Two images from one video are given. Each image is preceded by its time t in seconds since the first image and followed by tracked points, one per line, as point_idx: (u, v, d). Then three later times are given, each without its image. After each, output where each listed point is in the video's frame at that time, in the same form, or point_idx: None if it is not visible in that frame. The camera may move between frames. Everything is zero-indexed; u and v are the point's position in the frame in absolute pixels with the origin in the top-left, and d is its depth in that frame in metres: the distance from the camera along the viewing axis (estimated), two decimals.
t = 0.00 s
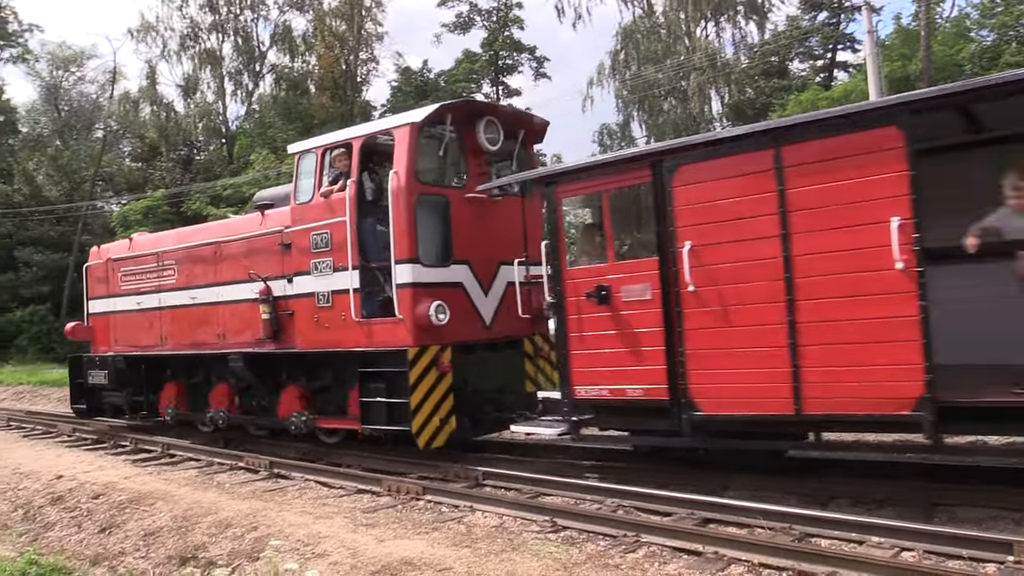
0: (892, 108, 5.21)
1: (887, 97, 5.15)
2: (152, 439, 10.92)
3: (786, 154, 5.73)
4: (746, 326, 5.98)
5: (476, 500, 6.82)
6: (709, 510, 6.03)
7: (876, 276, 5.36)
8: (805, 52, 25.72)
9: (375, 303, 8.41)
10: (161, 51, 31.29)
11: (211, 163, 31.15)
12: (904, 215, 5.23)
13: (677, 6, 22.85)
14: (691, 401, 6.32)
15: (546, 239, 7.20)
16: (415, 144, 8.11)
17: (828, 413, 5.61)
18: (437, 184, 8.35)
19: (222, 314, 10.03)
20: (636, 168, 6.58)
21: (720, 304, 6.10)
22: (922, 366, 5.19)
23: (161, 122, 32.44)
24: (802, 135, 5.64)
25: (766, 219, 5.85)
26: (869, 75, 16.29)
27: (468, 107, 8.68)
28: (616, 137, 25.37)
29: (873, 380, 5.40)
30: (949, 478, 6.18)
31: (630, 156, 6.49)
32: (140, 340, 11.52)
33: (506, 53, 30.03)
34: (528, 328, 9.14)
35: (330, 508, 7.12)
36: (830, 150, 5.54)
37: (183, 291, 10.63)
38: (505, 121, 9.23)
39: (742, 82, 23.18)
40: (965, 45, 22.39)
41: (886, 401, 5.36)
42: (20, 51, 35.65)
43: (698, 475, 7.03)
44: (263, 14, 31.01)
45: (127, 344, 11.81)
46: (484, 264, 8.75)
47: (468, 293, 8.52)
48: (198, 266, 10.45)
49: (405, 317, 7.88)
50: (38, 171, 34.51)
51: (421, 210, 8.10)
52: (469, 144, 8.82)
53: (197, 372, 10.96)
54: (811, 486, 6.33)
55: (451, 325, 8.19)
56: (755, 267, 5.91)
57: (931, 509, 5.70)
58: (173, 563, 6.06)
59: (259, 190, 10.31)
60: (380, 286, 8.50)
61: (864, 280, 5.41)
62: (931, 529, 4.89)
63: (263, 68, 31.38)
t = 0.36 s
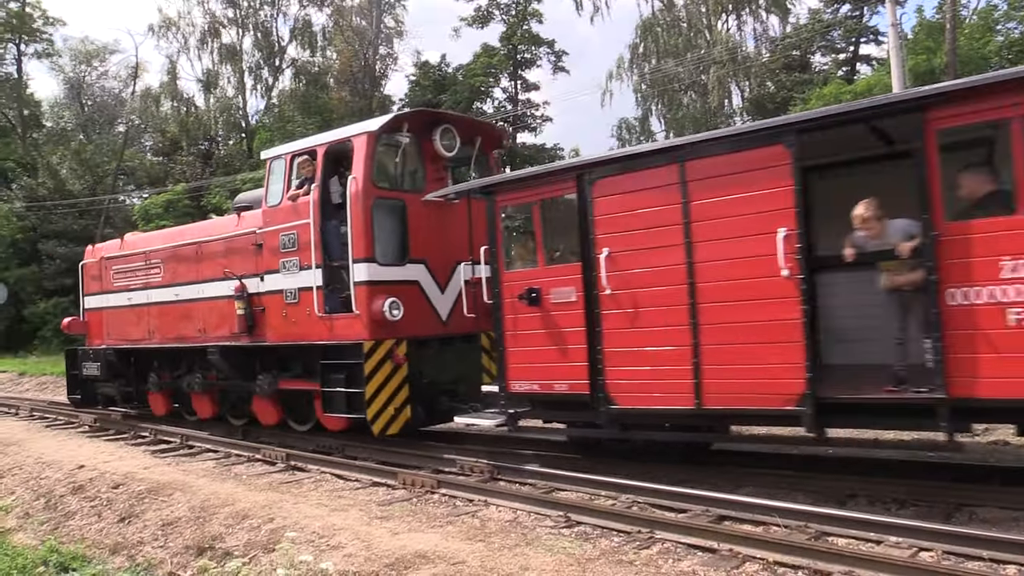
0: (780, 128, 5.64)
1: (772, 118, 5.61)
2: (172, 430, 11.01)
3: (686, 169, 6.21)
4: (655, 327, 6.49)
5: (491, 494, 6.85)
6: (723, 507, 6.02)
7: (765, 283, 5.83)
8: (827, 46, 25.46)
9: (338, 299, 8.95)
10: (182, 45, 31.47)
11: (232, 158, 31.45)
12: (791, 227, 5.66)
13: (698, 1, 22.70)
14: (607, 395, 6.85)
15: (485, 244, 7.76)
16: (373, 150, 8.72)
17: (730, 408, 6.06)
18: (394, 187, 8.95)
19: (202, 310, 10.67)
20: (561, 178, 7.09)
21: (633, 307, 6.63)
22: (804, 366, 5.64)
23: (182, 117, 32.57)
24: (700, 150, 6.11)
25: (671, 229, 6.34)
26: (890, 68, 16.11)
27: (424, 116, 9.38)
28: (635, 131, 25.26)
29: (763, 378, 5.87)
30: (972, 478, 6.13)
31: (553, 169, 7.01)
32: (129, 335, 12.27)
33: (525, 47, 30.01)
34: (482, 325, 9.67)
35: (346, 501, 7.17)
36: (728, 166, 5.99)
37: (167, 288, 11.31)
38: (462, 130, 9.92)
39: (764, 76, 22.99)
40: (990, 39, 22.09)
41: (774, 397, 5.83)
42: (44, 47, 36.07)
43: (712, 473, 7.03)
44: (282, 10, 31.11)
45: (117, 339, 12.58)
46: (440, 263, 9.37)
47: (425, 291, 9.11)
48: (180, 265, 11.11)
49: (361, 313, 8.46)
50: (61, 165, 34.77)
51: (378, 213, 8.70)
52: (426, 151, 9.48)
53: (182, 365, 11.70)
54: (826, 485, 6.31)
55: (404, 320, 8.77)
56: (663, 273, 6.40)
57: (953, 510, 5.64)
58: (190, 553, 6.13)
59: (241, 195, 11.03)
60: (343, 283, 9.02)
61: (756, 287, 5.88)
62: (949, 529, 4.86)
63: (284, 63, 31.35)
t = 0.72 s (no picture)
0: (683, 151, 6.36)
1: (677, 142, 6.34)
2: (192, 426, 11.08)
3: (608, 185, 6.95)
4: (581, 329, 7.24)
5: (508, 493, 6.83)
6: (741, 509, 5.96)
7: (674, 290, 6.58)
8: (851, 45, 25.17)
9: (308, 300, 9.64)
10: (206, 44, 31.68)
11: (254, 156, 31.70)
12: (694, 240, 6.39)
13: None
14: (540, 393, 7.60)
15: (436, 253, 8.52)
16: (339, 162, 9.38)
17: (646, 404, 6.80)
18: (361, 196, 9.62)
19: (190, 309, 11.29)
20: (499, 191, 7.80)
21: (562, 310, 7.38)
22: (705, 366, 6.37)
23: (205, 115, 32.83)
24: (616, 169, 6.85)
25: (593, 241, 7.09)
26: (916, 67, 15.91)
27: (391, 129, 10.01)
28: (657, 131, 25.13)
29: (673, 375, 6.60)
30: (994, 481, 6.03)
31: (493, 183, 7.71)
32: (125, 332, 12.90)
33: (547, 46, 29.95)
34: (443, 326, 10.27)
35: (363, 498, 7.18)
36: (642, 184, 6.72)
37: (160, 288, 11.92)
38: (427, 142, 10.58)
39: (787, 74, 22.77)
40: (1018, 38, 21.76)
41: (681, 394, 6.56)
42: (70, 45, 36.44)
43: (731, 473, 6.97)
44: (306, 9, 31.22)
45: (114, 336, 13.23)
46: (406, 267, 10.01)
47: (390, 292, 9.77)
48: (171, 266, 11.73)
49: (329, 314, 9.14)
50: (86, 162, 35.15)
51: (345, 220, 9.38)
52: (392, 161, 10.12)
53: (173, 361, 12.35)
54: (846, 486, 6.24)
55: (371, 320, 9.44)
56: (588, 280, 7.16)
57: (974, 514, 5.56)
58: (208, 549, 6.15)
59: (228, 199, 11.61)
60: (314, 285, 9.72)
61: (665, 294, 6.62)
62: (971, 534, 4.78)
63: (306, 61, 31.60)
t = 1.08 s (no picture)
0: (598, 172, 7.00)
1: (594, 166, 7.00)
2: (207, 428, 11.12)
3: (536, 202, 7.59)
4: (514, 334, 7.88)
5: (520, 497, 6.80)
6: (755, 515, 5.90)
7: (590, 300, 7.23)
8: (868, 49, 24.97)
9: (279, 306, 10.18)
10: (224, 47, 31.86)
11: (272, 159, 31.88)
12: (609, 254, 7.03)
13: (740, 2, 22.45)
14: (477, 392, 8.24)
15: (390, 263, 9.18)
16: (307, 176, 10.05)
17: (569, 403, 7.44)
18: (327, 209, 10.24)
19: (172, 315, 11.92)
20: (445, 207, 8.47)
21: (498, 317, 8.01)
22: (618, 369, 7.03)
23: (224, 118, 32.82)
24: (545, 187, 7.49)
25: (525, 254, 7.73)
26: (935, 71, 15.75)
27: (358, 146, 10.64)
28: (675, 134, 25.01)
29: (591, 377, 7.26)
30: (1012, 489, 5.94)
31: (439, 199, 8.42)
32: (116, 335, 13.52)
33: (564, 50, 29.93)
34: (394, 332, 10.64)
35: (375, 501, 7.17)
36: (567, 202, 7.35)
37: (147, 293, 12.53)
38: (395, 158, 11.18)
39: (805, 78, 22.63)
40: None
41: (598, 395, 7.21)
42: (90, 48, 36.78)
43: (743, 478, 6.92)
44: (323, 13, 31.33)
45: (105, 337, 13.88)
46: (371, 275, 10.63)
47: (355, 300, 10.40)
48: (157, 273, 12.33)
49: (295, 319, 9.76)
50: (106, 164, 35.46)
51: (312, 231, 10.02)
52: (358, 175, 10.77)
53: (160, 360, 12.96)
54: (859, 492, 6.17)
55: (335, 324, 10.04)
56: (519, 289, 7.80)
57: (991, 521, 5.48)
58: (220, 551, 6.16)
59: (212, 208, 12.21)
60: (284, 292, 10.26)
61: (586, 303, 7.26)
62: (987, 542, 4.69)
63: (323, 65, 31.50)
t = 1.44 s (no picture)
0: (530, 192, 7.38)
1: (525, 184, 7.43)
2: (219, 432, 11.16)
3: (475, 219, 7.96)
4: (455, 341, 8.28)
5: (530, 504, 6.77)
6: (767, 524, 5.85)
7: (521, 310, 7.63)
8: (886, 56, 24.76)
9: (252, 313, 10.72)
10: (241, 53, 32.08)
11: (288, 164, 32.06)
12: (537, 267, 7.43)
13: (756, 9, 22.47)
14: (424, 394, 8.62)
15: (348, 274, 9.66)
16: (277, 191, 10.58)
17: (501, 406, 7.82)
18: (297, 221, 10.76)
19: (158, 320, 12.62)
20: (397, 220, 8.79)
21: (442, 324, 8.40)
22: (543, 373, 7.42)
23: (239, 123, 33.48)
24: (484, 204, 7.86)
25: (465, 265, 8.13)
26: (952, 78, 15.64)
27: (328, 162, 11.16)
28: (691, 140, 24.88)
29: (521, 380, 7.64)
30: None
31: (390, 214, 8.79)
32: (109, 338, 14.24)
33: (579, 56, 29.99)
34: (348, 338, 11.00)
35: (385, 506, 7.16)
36: (501, 218, 7.72)
37: (137, 298, 13.28)
38: (364, 173, 11.69)
39: (822, 85, 22.49)
40: None
41: (528, 396, 7.59)
42: (110, 53, 37.11)
43: (755, 486, 6.86)
44: (339, 20, 31.56)
45: (99, 340, 14.66)
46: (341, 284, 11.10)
47: (325, 307, 10.89)
48: (146, 280, 13.04)
49: (266, 326, 10.34)
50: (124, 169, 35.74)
51: (282, 242, 10.54)
52: (329, 189, 11.28)
53: (148, 364, 13.66)
54: (873, 503, 6.11)
55: (303, 331, 10.58)
56: (458, 299, 8.21)
57: (1006, 533, 5.41)
58: (230, 555, 6.17)
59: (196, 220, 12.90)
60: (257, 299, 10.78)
61: (516, 311, 7.65)
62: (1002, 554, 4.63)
63: (338, 70, 31.87)
